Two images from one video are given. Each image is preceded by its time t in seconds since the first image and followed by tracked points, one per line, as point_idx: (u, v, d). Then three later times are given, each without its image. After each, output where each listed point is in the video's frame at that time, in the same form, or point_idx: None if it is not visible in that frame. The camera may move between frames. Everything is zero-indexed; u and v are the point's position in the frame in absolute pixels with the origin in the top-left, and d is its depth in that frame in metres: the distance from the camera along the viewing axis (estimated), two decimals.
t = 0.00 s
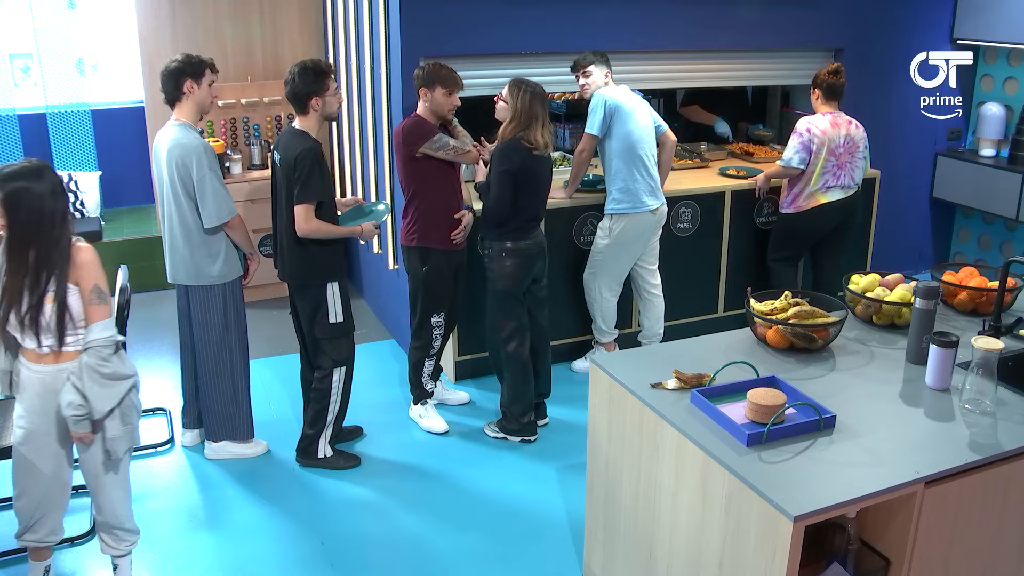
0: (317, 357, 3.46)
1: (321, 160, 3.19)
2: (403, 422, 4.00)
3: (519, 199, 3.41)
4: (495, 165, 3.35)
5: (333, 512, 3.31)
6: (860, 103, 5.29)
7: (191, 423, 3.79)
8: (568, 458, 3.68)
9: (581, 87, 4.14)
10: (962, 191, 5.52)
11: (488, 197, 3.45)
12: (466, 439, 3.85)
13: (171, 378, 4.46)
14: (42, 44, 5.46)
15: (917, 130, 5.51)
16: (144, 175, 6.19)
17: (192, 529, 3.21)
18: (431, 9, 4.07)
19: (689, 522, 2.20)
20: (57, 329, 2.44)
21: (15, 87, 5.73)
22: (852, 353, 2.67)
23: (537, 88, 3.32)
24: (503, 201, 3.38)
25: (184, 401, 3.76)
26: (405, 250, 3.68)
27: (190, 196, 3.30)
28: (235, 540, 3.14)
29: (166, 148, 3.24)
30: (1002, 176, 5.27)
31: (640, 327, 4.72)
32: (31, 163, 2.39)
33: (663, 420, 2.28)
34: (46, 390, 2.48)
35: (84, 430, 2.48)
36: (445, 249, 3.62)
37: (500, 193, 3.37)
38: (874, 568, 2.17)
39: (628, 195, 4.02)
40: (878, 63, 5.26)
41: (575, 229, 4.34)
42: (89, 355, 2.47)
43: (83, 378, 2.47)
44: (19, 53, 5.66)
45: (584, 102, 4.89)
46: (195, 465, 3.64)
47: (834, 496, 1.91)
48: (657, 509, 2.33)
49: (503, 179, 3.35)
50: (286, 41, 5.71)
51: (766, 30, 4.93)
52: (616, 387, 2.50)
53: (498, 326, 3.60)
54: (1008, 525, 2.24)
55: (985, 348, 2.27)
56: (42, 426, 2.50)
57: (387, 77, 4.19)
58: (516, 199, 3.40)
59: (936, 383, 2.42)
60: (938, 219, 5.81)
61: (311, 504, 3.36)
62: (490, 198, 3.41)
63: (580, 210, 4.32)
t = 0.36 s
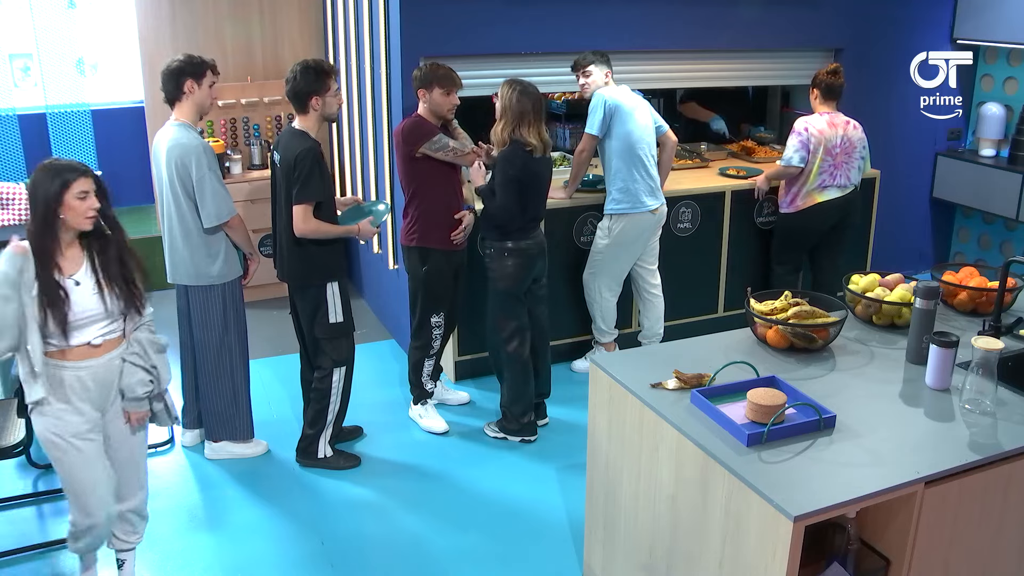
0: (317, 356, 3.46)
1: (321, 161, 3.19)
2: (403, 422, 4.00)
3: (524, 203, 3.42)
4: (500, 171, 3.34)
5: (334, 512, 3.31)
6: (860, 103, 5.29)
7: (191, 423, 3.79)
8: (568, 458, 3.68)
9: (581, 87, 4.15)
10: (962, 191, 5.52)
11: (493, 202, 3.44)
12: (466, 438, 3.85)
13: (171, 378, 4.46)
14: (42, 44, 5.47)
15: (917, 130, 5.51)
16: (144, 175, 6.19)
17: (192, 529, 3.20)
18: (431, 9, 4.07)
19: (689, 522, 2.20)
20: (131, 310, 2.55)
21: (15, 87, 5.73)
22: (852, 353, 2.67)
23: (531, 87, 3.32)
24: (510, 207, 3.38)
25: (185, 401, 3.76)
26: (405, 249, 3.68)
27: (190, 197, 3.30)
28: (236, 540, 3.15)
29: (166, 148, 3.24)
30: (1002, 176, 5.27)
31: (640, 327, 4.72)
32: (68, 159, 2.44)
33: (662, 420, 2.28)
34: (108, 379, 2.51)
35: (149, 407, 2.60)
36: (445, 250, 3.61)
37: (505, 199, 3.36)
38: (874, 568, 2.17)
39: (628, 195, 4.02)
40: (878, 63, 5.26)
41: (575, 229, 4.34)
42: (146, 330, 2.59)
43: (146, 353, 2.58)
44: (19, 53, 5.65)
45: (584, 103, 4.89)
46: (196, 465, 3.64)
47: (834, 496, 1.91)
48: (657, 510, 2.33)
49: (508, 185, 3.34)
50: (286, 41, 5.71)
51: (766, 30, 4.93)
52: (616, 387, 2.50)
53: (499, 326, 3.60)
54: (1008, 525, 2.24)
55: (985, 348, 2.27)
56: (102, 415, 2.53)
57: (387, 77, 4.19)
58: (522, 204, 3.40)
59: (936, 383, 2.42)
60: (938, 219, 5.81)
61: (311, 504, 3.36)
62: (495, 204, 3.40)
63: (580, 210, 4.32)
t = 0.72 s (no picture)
0: (317, 357, 3.46)
1: (321, 161, 3.19)
2: (403, 422, 4.00)
3: (528, 204, 3.42)
4: (505, 174, 3.34)
5: (334, 512, 3.31)
6: (861, 103, 5.29)
7: (191, 423, 3.79)
8: (568, 458, 3.68)
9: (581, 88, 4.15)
10: (962, 191, 5.52)
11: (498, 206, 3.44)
12: (466, 438, 3.85)
13: (171, 379, 4.46)
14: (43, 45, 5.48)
15: (917, 130, 5.51)
16: (145, 175, 6.20)
17: (192, 529, 3.20)
18: (432, 8, 4.07)
19: (689, 522, 2.20)
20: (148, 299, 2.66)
21: (15, 87, 5.72)
22: (853, 353, 2.67)
23: (531, 86, 3.32)
24: (515, 210, 3.38)
25: (185, 401, 3.76)
26: (405, 250, 3.67)
27: (190, 196, 3.30)
28: (235, 540, 3.14)
29: (166, 148, 3.24)
30: (1002, 176, 5.27)
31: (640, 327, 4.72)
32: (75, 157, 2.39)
33: (663, 420, 2.28)
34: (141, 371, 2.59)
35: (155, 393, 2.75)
36: (445, 250, 3.61)
37: (511, 202, 3.36)
38: (875, 568, 2.17)
39: (627, 195, 4.02)
40: (878, 63, 5.26)
41: (576, 228, 4.34)
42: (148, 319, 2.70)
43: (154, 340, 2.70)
44: (20, 53, 5.65)
45: (584, 103, 4.89)
46: (196, 465, 3.65)
47: (835, 496, 1.91)
48: (658, 510, 2.33)
49: (514, 188, 3.35)
50: (286, 41, 5.71)
51: (766, 30, 4.93)
52: (616, 388, 2.50)
53: (500, 326, 3.60)
54: (1009, 524, 2.24)
55: (985, 348, 2.27)
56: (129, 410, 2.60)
57: (387, 77, 4.20)
58: (527, 205, 3.41)
59: (936, 383, 2.42)
60: (939, 219, 5.81)
61: (311, 504, 3.36)
62: (500, 207, 3.40)
63: (580, 209, 4.32)
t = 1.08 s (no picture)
0: (318, 356, 3.46)
1: (323, 161, 3.19)
2: (405, 422, 4.00)
3: (537, 205, 3.43)
4: (512, 177, 3.35)
5: (336, 512, 3.31)
6: (863, 104, 5.30)
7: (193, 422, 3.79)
8: (570, 458, 3.68)
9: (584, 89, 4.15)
10: (965, 192, 5.51)
11: (507, 208, 3.44)
12: (468, 438, 3.85)
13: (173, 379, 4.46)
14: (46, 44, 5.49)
15: (919, 130, 5.50)
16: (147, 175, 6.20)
17: (194, 529, 3.21)
18: (433, 8, 4.07)
19: (691, 521, 2.20)
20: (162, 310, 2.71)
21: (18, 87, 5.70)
22: (855, 353, 2.67)
23: (532, 85, 3.31)
24: (526, 211, 3.39)
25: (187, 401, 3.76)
26: (407, 250, 3.67)
27: (192, 194, 3.30)
28: (237, 541, 3.14)
29: (167, 146, 3.24)
30: (1004, 176, 5.26)
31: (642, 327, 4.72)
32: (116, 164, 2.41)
33: (665, 420, 2.28)
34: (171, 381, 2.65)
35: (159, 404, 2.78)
36: (447, 250, 3.61)
37: (520, 204, 3.37)
38: (877, 569, 2.16)
39: (629, 195, 4.02)
40: (880, 64, 5.26)
41: (577, 229, 4.34)
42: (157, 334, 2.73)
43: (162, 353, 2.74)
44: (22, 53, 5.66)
45: (586, 103, 4.88)
46: (198, 464, 3.65)
47: (837, 496, 1.91)
48: (660, 510, 2.33)
49: (523, 189, 3.35)
50: (287, 42, 5.72)
51: (768, 30, 4.92)
52: (617, 388, 2.50)
53: (502, 327, 3.59)
54: (1011, 524, 2.24)
55: (988, 348, 2.27)
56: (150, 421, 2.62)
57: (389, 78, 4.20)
58: (536, 206, 3.42)
59: (939, 383, 2.41)
60: (941, 219, 5.81)
61: (314, 504, 3.36)
62: (510, 211, 3.40)
63: (582, 210, 4.32)
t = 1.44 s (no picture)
0: (321, 357, 3.46)
1: (324, 161, 3.20)
2: (408, 422, 4.00)
3: (541, 205, 3.43)
4: (517, 176, 3.35)
5: (339, 513, 3.31)
6: (866, 104, 5.29)
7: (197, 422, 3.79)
8: (573, 458, 3.68)
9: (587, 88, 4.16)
10: (968, 192, 5.51)
11: (510, 208, 3.43)
12: (471, 438, 3.85)
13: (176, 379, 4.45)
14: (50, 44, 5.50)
15: (922, 130, 5.50)
16: (150, 175, 6.21)
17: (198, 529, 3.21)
18: (436, 8, 4.07)
19: (694, 521, 2.20)
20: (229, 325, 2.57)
21: (21, 87, 5.72)
22: (857, 354, 2.67)
23: (535, 84, 3.31)
24: (530, 211, 3.38)
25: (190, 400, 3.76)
26: (410, 249, 3.67)
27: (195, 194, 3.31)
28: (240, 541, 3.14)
29: (170, 145, 3.24)
30: (1007, 176, 5.26)
31: (644, 327, 4.72)
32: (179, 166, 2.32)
33: (667, 420, 2.28)
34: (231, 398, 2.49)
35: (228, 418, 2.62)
36: (450, 249, 3.61)
37: (525, 204, 3.37)
38: (879, 569, 2.17)
39: (632, 195, 4.02)
40: (884, 64, 5.25)
41: (580, 229, 4.34)
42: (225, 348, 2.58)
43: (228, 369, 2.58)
44: (26, 53, 5.66)
45: (589, 103, 4.88)
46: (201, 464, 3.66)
47: (840, 497, 1.91)
48: (662, 510, 2.33)
49: (527, 189, 3.35)
50: (290, 42, 5.73)
51: (771, 29, 4.92)
52: (620, 388, 2.50)
53: (505, 327, 3.59)
54: (1014, 524, 2.24)
55: (991, 348, 2.27)
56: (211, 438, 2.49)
57: (392, 78, 4.21)
58: (540, 205, 3.42)
59: (942, 384, 2.41)
60: (943, 219, 5.80)
61: (316, 504, 3.37)
62: (514, 211, 3.40)
63: (585, 210, 4.32)
